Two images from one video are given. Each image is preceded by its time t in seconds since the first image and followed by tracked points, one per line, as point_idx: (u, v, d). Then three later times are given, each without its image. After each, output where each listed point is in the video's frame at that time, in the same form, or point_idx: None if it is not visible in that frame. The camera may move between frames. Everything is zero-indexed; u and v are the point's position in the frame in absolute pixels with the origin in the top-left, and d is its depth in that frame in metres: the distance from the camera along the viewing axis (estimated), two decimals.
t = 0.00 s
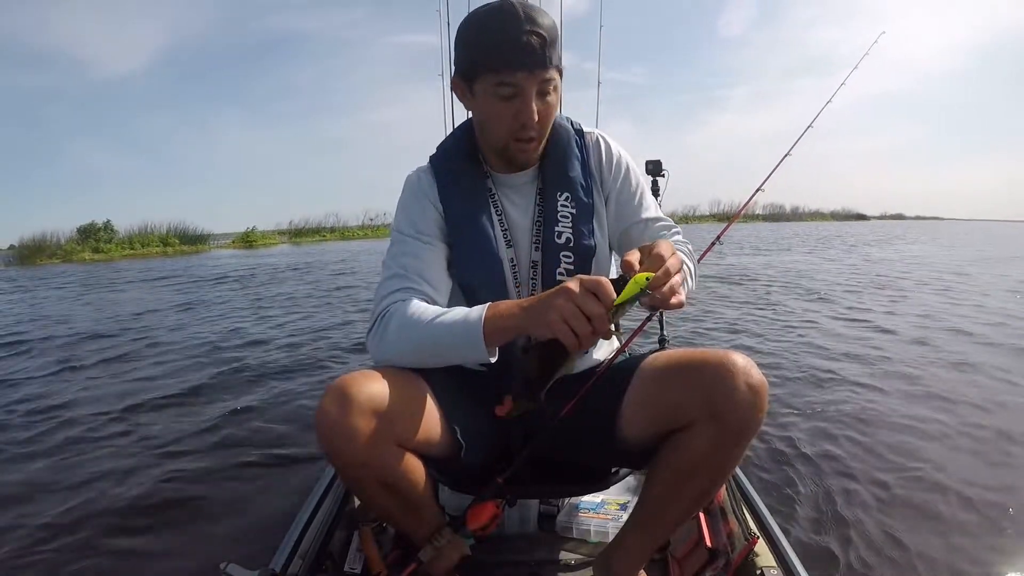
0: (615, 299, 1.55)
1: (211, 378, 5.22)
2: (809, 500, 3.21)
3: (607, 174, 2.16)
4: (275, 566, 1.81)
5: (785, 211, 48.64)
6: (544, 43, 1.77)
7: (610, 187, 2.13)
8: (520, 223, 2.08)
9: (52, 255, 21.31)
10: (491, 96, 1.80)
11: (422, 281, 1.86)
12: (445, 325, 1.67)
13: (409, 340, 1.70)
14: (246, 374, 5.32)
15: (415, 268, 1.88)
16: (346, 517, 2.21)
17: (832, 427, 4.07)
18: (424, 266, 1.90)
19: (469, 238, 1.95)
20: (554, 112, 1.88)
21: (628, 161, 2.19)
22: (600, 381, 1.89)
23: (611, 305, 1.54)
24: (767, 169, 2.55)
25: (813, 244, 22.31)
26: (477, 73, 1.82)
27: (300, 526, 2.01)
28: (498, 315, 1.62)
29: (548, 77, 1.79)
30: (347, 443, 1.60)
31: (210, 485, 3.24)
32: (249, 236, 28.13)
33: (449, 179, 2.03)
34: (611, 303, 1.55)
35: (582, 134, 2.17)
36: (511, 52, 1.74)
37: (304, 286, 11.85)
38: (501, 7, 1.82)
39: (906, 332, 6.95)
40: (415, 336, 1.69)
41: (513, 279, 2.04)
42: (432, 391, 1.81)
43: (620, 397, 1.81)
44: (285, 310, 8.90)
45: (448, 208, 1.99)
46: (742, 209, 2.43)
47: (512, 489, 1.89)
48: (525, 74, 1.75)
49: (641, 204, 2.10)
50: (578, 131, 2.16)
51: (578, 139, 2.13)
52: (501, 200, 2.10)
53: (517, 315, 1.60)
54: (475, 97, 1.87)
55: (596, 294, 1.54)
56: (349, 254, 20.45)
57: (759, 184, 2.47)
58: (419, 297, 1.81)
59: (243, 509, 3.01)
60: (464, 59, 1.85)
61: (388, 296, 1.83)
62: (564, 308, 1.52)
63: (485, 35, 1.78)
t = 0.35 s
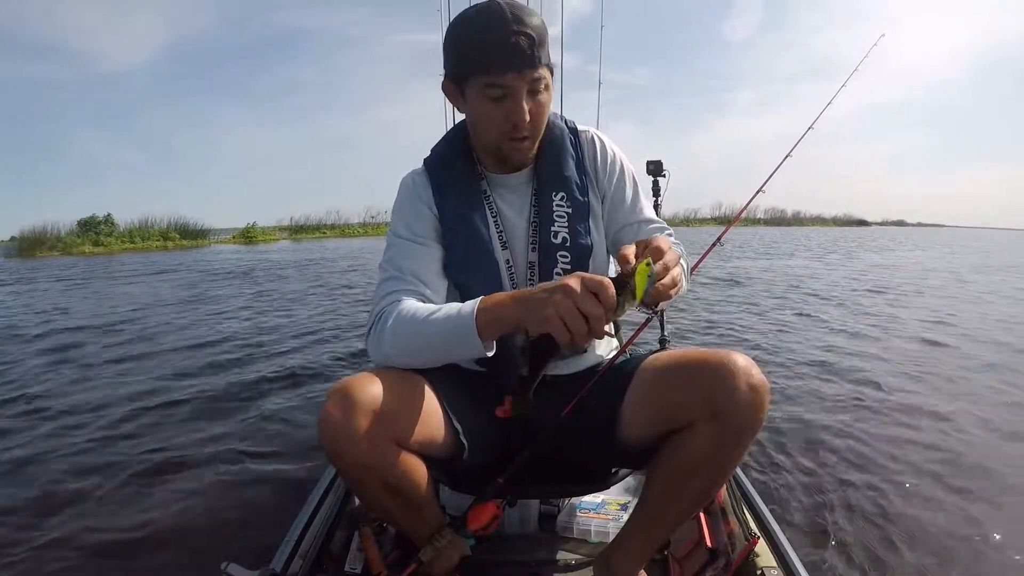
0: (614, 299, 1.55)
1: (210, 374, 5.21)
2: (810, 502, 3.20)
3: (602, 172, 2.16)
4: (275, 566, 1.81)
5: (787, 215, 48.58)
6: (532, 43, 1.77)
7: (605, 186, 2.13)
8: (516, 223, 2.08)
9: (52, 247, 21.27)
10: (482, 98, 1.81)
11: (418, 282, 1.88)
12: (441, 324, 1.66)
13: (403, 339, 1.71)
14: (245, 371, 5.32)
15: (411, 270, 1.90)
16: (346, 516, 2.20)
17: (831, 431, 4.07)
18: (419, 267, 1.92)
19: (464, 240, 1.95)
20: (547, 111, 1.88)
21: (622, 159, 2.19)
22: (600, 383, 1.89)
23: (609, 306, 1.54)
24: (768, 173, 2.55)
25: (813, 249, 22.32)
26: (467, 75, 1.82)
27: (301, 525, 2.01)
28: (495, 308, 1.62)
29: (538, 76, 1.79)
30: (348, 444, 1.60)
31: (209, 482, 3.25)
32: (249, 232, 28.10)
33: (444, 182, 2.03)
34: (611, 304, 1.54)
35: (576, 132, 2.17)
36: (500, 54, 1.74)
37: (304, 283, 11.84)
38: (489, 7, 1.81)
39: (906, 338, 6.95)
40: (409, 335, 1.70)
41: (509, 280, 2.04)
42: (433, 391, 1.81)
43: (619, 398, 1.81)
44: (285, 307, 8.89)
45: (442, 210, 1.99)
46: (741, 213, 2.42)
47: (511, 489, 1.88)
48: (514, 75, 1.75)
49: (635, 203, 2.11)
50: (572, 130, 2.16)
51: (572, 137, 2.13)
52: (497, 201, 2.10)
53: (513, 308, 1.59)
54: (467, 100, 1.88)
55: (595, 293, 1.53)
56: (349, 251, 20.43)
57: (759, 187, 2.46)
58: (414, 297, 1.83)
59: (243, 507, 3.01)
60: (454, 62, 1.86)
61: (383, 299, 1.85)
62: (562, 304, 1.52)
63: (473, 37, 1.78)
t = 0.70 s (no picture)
0: (612, 302, 1.56)
1: (209, 372, 5.21)
2: (811, 504, 3.20)
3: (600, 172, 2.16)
4: (276, 566, 1.81)
5: (786, 216, 48.62)
6: (525, 43, 1.77)
7: (603, 186, 2.12)
8: (513, 224, 2.08)
9: (51, 244, 21.25)
10: (476, 99, 1.81)
11: (413, 283, 1.88)
12: (437, 324, 1.66)
13: (398, 341, 1.70)
14: (244, 369, 5.31)
15: (407, 272, 1.90)
16: (346, 515, 2.20)
17: (830, 432, 4.07)
18: (415, 268, 1.92)
19: (460, 241, 1.95)
20: (541, 111, 1.88)
21: (619, 157, 2.19)
22: (599, 383, 1.88)
23: (606, 308, 1.55)
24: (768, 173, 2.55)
25: (812, 250, 22.34)
26: (460, 77, 1.83)
27: (301, 525, 2.01)
28: (490, 304, 1.61)
29: (532, 76, 1.79)
30: (348, 444, 1.60)
31: (209, 480, 3.25)
32: (249, 230, 28.08)
33: (439, 183, 2.03)
34: (609, 304, 1.56)
35: (572, 131, 2.17)
36: (493, 54, 1.75)
37: (303, 282, 11.84)
38: (481, 8, 1.82)
39: (905, 340, 6.96)
40: (404, 336, 1.70)
41: (506, 280, 2.04)
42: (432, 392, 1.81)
43: (619, 399, 1.81)
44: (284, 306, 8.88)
45: (438, 211, 2.00)
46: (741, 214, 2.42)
47: (511, 489, 1.88)
48: (507, 75, 1.75)
49: (635, 199, 2.11)
50: (568, 129, 2.16)
51: (567, 137, 2.13)
52: (493, 202, 2.10)
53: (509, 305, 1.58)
54: (461, 101, 1.88)
55: (593, 295, 1.55)
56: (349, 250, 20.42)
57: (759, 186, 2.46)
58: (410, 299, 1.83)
59: (242, 505, 3.01)
60: (447, 64, 1.86)
61: (379, 301, 1.84)
62: (563, 309, 1.52)
63: (466, 38, 1.79)
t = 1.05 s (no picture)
0: (604, 302, 1.55)
1: (208, 373, 5.20)
2: (811, 502, 3.20)
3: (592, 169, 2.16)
4: (275, 566, 1.81)
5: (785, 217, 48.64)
6: (514, 45, 1.77)
7: (596, 184, 2.13)
8: (507, 225, 2.08)
9: (50, 245, 21.22)
10: (467, 103, 1.82)
11: (409, 285, 1.89)
12: (433, 326, 1.67)
13: (398, 345, 1.70)
14: (243, 370, 5.31)
15: (403, 274, 1.91)
16: (346, 515, 2.20)
17: (829, 431, 4.07)
18: (411, 271, 1.92)
19: (455, 242, 1.95)
20: (532, 112, 1.89)
21: (613, 154, 2.19)
22: (599, 382, 1.88)
23: (599, 307, 1.55)
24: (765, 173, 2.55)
25: (811, 250, 22.35)
26: (450, 81, 1.83)
27: (301, 525, 2.01)
28: (486, 309, 1.61)
29: (521, 78, 1.79)
30: (349, 444, 1.60)
31: (207, 481, 3.24)
32: (248, 230, 28.05)
33: (433, 185, 2.03)
34: (601, 301, 1.55)
35: (564, 130, 2.17)
36: (482, 57, 1.75)
37: (302, 283, 11.82)
38: (469, 11, 1.82)
39: (904, 339, 6.95)
40: (402, 340, 1.70)
41: (501, 281, 2.04)
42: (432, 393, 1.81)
43: (618, 399, 1.81)
44: (284, 307, 8.87)
45: (432, 213, 2.00)
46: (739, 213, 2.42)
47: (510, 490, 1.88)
48: (497, 79, 1.76)
49: (628, 200, 2.11)
50: (561, 128, 2.16)
51: (559, 135, 2.13)
52: (487, 203, 2.10)
53: (504, 306, 1.58)
54: (451, 105, 1.89)
55: (586, 294, 1.54)
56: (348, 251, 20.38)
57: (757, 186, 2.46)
58: (407, 302, 1.84)
59: (241, 506, 3.01)
60: (436, 68, 1.86)
61: (376, 304, 1.85)
62: (553, 305, 1.51)
63: (455, 42, 1.79)
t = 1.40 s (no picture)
0: (603, 309, 1.55)
1: (206, 372, 5.20)
2: (810, 503, 3.20)
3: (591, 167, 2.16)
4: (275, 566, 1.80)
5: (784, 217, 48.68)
6: (514, 45, 1.77)
7: (595, 182, 2.13)
8: (507, 225, 2.08)
9: (48, 243, 21.17)
10: (467, 102, 1.82)
11: (408, 286, 1.89)
12: (431, 327, 1.67)
13: (398, 348, 1.70)
14: (241, 369, 5.30)
15: (402, 275, 1.91)
16: (346, 515, 2.20)
17: (828, 431, 4.07)
18: (411, 272, 1.92)
19: (455, 243, 1.95)
20: (533, 113, 1.89)
21: (612, 152, 2.19)
22: (599, 383, 1.88)
23: (598, 313, 1.54)
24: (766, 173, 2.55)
25: (809, 251, 22.35)
26: (450, 80, 1.82)
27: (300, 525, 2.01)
28: (487, 316, 1.62)
29: (522, 79, 1.79)
30: (348, 443, 1.60)
31: (206, 479, 3.24)
32: (246, 228, 28.02)
33: (432, 186, 2.03)
34: (599, 308, 1.55)
35: (563, 128, 2.17)
36: (482, 58, 1.74)
37: (301, 281, 11.81)
38: (470, 11, 1.82)
39: (903, 340, 6.96)
40: (402, 342, 1.70)
41: (500, 281, 2.03)
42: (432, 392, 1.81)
43: (618, 399, 1.81)
44: (282, 305, 8.87)
45: (431, 213, 2.00)
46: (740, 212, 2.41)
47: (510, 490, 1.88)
48: (497, 79, 1.75)
49: (628, 198, 2.11)
50: (559, 126, 2.17)
51: (557, 133, 2.13)
52: (486, 203, 2.10)
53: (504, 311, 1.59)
54: (451, 104, 1.88)
55: (585, 300, 1.55)
56: (346, 249, 20.36)
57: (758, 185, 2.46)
58: (407, 304, 1.84)
59: (240, 505, 3.01)
60: (436, 66, 1.86)
61: (376, 306, 1.85)
62: (549, 307, 1.51)
63: (456, 42, 1.78)
